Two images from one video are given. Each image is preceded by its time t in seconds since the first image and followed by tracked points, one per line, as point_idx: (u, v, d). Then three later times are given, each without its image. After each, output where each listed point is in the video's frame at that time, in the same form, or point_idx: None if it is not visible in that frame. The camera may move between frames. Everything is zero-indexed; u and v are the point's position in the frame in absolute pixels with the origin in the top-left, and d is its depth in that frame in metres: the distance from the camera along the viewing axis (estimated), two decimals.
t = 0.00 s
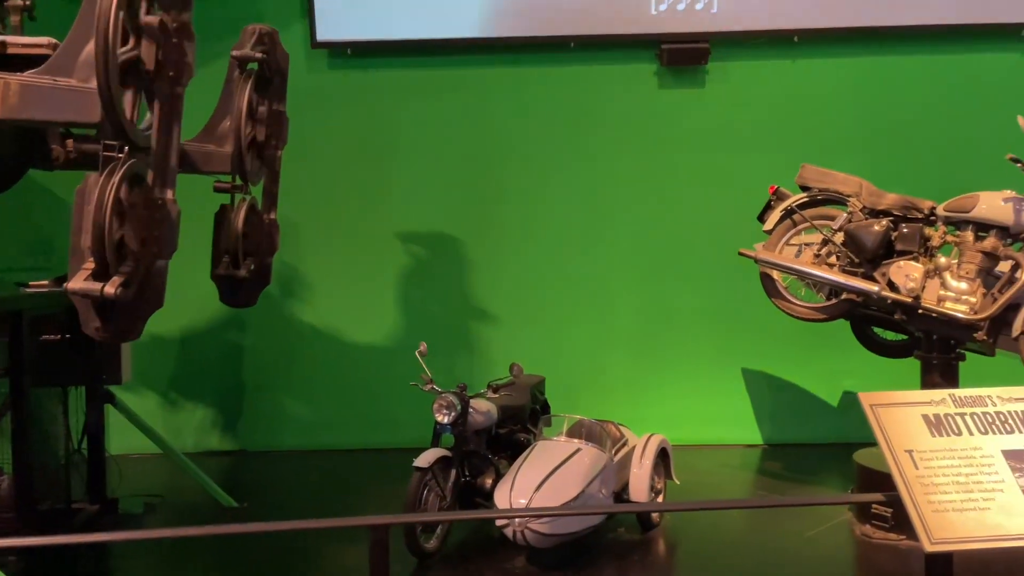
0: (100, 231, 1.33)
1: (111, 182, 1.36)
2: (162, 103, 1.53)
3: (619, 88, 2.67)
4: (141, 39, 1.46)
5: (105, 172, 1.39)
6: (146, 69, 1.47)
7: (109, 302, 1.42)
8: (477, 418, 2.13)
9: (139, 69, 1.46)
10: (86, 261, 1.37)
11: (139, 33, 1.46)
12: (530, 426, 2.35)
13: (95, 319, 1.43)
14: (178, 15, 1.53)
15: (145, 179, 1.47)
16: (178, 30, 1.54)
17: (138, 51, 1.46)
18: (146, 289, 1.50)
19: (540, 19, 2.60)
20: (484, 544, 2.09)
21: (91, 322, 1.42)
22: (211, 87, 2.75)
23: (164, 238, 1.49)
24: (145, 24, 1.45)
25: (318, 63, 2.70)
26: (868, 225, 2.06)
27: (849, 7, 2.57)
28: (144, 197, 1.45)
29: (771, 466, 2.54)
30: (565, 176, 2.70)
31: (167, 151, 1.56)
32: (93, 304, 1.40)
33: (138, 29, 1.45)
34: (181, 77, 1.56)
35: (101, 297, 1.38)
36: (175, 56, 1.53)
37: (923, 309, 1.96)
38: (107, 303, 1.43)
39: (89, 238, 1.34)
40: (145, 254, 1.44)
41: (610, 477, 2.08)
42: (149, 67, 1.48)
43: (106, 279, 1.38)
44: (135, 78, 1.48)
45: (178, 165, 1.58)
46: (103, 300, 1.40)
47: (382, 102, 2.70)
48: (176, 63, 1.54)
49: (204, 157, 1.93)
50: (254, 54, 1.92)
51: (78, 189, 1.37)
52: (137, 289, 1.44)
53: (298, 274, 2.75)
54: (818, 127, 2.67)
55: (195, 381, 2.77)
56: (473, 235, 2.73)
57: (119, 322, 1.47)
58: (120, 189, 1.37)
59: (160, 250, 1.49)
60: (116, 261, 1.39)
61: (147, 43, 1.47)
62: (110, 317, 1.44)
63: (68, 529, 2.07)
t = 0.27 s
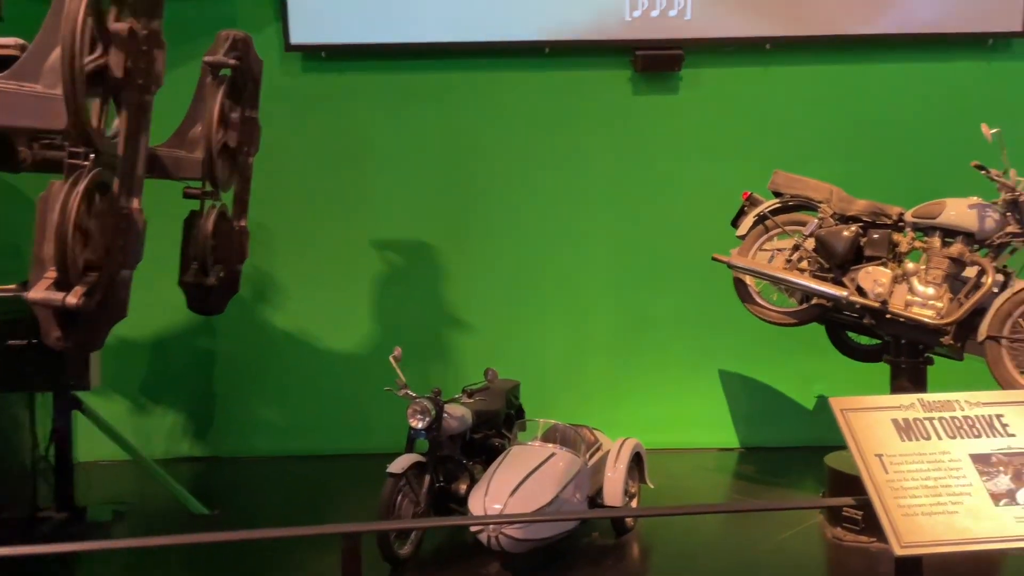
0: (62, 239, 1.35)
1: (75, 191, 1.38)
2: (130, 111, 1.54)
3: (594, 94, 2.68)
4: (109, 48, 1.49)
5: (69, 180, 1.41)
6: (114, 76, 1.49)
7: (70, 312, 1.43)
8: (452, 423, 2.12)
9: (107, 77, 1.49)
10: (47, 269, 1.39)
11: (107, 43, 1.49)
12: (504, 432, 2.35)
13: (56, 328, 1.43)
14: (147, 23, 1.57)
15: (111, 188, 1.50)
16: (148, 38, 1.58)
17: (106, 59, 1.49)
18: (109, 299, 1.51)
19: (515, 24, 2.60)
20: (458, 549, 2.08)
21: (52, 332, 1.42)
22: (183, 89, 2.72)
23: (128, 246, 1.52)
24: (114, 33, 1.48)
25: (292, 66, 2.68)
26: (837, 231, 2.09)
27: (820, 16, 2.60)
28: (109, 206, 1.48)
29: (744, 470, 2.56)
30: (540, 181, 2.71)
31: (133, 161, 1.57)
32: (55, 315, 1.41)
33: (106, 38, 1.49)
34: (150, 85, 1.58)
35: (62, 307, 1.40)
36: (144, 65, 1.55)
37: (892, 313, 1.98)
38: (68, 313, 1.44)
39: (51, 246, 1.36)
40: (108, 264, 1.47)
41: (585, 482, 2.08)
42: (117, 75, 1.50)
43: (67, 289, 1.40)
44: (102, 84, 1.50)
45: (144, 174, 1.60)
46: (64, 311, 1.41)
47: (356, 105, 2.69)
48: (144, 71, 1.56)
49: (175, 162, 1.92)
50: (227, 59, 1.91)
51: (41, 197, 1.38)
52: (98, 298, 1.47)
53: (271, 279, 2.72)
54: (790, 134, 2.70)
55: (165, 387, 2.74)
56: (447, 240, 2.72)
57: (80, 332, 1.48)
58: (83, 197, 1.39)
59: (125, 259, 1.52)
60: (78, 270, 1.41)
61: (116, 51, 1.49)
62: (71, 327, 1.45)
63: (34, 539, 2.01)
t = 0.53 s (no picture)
0: (26, 244, 1.34)
1: (39, 197, 1.36)
2: (98, 118, 1.57)
3: (572, 100, 2.69)
4: (78, 55, 1.50)
5: (33, 188, 1.39)
6: (83, 82, 1.50)
7: (33, 322, 1.40)
8: (428, 429, 2.10)
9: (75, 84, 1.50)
10: (10, 278, 1.35)
11: (76, 49, 1.50)
12: (480, 437, 2.33)
13: (17, 337, 1.39)
14: (117, 30, 1.62)
15: (78, 195, 1.49)
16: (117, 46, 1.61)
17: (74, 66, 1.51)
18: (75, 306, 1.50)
19: (491, 29, 2.60)
20: (434, 556, 2.07)
21: (13, 341, 1.39)
22: (156, 92, 2.68)
23: (94, 254, 1.51)
24: (83, 41, 1.49)
25: (266, 69, 2.65)
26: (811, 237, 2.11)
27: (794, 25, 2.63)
28: (76, 214, 1.47)
29: (720, 474, 2.57)
30: (517, 186, 2.70)
31: (101, 168, 1.57)
32: (16, 324, 1.37)
33: (75, 45, 1.50)
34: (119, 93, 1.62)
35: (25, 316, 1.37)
36: (114, 72, 1.56)
37: (864, 319, 2.00)
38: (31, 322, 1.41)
39: (14, 254, 1.33)
40: (75, 271, 1.46)
41: (561, 488, 2.07)
42: (86, 81, 1.51)
43: (30, 298, 1.37)
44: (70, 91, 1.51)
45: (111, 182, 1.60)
46: (27, 319, 1.38)
47: (333, 109, 2.67)
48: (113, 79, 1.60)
49: (147, 167, 1.89)
50: (201, 65, 1.91)
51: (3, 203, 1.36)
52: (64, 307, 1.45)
53: (245, 284, 2.69)
54: (764, 141, 2.72)
55: (135, 394, 2.69)
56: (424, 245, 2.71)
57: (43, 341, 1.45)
58: (48, 204, 1.37)
59: (92, 267, 1.52)
60: (43, 279, 1.39)
61: (85, 58, 1.50)
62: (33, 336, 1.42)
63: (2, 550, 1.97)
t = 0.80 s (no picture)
0: None
1: (9, 203, 1.36)
2: (71, 122, 1.55)
3: (553, 104, 2.69)
4: (50, 59, 1.47)
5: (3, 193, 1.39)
6: (55, 87, 1.49)
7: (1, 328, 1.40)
8: (408, 434, 2.09)
9: (47, 88, 1.48)
10: None
11: (49, 52, 1.48)
12: (461, 443, 2.32)
13: None
14: (93, 33, 1.59)
15: (49, 201, 1.49)
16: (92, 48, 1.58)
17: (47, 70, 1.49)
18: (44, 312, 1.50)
19: (472, 33, 2.59)
20: (413, 562, 2.06)
21: None
22: (133, 94, 2.66)
23: (65, 260, 1.51)
24: (56, 43, 1.47)
25: (245, 71, 2.63)
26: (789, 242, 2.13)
27: (773, 32, 2.65)
28: (47, 220, 1.47)
29: (699, 478, 2.58)
30: (498, 189, 2.70)
31: (73, 174, 1.56)
32: None
33: (47, 48, 1.47)
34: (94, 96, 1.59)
35: None
36: (87, 75, 1.55)
37: (841, 324, 2.01)
38: None
39: None
40: (44, 278, 1.46)
41: (541, 493, 2.06)
42: (58, 85, 1.49)
43: None
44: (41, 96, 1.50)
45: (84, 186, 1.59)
46: None
47: (312, 112, 2.65)
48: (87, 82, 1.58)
49: (121, 170, 1.85)
50: (179, 68, 1.87)
51: None
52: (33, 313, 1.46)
53: (223, 287, 2.67)
54: (744, 146, 2.74)
55: (111, 398, 2.66)
56: (404, 249, 2.70)
57: (11, 348, 1.45)
58: (18, 210, 1.37)
59: (62, 273, 1.52)
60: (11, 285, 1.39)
61: (57, 63, 1.48)
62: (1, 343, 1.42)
63: None
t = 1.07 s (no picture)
0: None
1: None
2: (41, 124, 1.52)
3: (532, 107, 2.69)
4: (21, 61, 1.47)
5: None
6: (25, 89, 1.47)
7: None
8: (385, 438, 2.08)
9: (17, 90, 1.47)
10: None
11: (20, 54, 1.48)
12: (439, 447, 2.31)
13: None
14: (65, 33, 1.56)
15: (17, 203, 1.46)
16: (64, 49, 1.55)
17: (18, 73, 1.47)
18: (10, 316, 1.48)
19: (451, 36, 2.59)
20: (390, 567, 2.04)
21: None
22: (108, 94, 2.63)
23: (34, 264, 1.48)
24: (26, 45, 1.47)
25: (223, 72, 2.61)
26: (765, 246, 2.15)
27: (751, 38, 2.67)
28: (15, 223, 1.45)
29: (677, 482, 2.59)
30: (478, 192, 2.69)
31: (44, 176, 1.53)
32: None
33: (18, 50, 1.47)
34: (65, 97, 1.55)
35: None
36: (59, 77, 1.53)
37: (816, 328, 2.03)
38: None
39: None
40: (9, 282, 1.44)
41: (519, 497, 2.06)
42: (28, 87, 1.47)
43: None
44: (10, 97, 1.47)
45: (56, 189, 1.56)
46: None
47: (290, 114, 2.64)
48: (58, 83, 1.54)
49: (96, 172, 1.80)
50: (155, 69, 1.85)
51: None
52: None
53: (200, 290, 2.65)
54: (722, 151, 2.76)
55: (84, 402, 2.63)
56: (383, 253, 2.69)
57: None
58: None
59: (31, 278, 1.49)
60: None
61: (28, 65, 1.47)
62: None
63: None
